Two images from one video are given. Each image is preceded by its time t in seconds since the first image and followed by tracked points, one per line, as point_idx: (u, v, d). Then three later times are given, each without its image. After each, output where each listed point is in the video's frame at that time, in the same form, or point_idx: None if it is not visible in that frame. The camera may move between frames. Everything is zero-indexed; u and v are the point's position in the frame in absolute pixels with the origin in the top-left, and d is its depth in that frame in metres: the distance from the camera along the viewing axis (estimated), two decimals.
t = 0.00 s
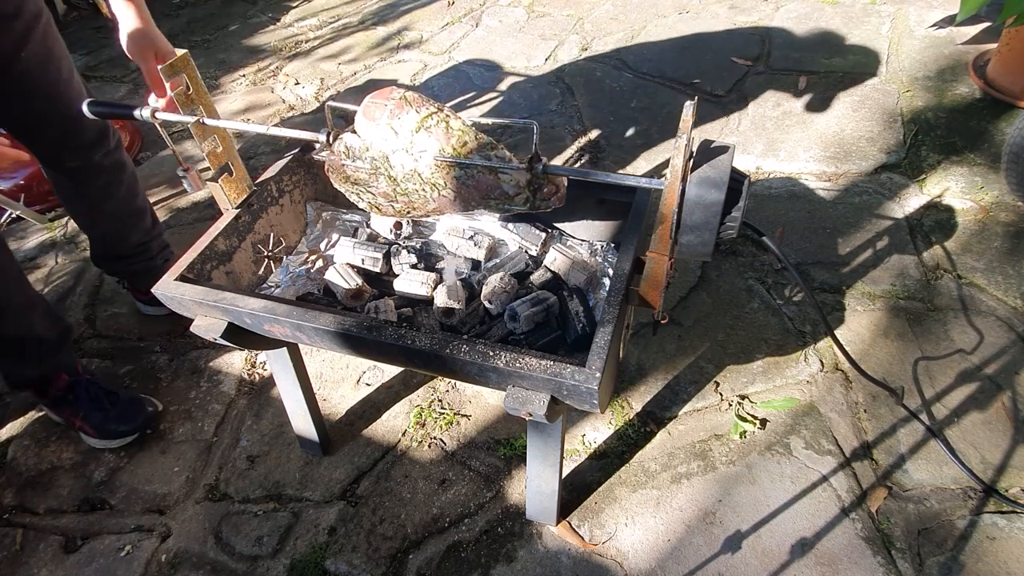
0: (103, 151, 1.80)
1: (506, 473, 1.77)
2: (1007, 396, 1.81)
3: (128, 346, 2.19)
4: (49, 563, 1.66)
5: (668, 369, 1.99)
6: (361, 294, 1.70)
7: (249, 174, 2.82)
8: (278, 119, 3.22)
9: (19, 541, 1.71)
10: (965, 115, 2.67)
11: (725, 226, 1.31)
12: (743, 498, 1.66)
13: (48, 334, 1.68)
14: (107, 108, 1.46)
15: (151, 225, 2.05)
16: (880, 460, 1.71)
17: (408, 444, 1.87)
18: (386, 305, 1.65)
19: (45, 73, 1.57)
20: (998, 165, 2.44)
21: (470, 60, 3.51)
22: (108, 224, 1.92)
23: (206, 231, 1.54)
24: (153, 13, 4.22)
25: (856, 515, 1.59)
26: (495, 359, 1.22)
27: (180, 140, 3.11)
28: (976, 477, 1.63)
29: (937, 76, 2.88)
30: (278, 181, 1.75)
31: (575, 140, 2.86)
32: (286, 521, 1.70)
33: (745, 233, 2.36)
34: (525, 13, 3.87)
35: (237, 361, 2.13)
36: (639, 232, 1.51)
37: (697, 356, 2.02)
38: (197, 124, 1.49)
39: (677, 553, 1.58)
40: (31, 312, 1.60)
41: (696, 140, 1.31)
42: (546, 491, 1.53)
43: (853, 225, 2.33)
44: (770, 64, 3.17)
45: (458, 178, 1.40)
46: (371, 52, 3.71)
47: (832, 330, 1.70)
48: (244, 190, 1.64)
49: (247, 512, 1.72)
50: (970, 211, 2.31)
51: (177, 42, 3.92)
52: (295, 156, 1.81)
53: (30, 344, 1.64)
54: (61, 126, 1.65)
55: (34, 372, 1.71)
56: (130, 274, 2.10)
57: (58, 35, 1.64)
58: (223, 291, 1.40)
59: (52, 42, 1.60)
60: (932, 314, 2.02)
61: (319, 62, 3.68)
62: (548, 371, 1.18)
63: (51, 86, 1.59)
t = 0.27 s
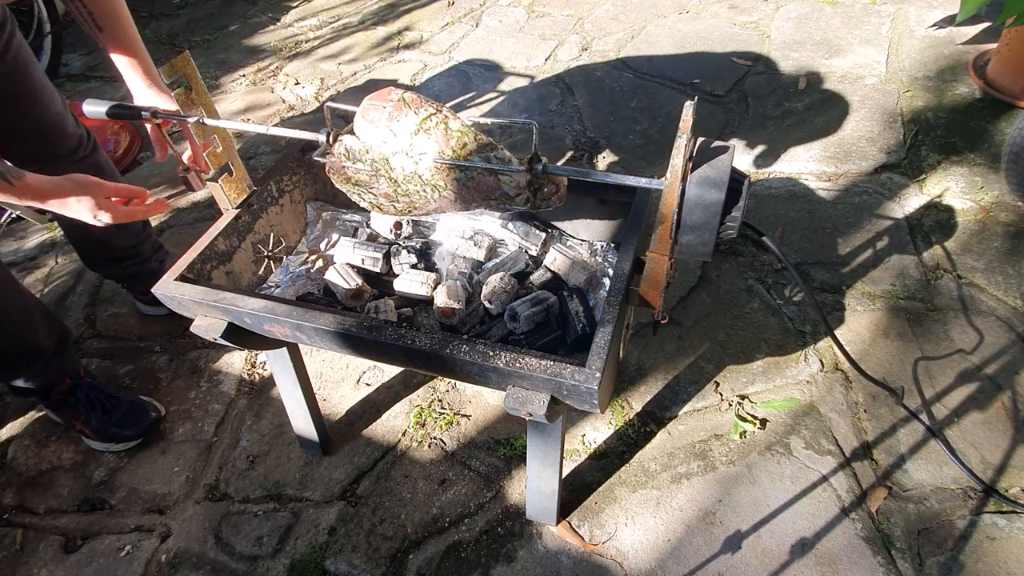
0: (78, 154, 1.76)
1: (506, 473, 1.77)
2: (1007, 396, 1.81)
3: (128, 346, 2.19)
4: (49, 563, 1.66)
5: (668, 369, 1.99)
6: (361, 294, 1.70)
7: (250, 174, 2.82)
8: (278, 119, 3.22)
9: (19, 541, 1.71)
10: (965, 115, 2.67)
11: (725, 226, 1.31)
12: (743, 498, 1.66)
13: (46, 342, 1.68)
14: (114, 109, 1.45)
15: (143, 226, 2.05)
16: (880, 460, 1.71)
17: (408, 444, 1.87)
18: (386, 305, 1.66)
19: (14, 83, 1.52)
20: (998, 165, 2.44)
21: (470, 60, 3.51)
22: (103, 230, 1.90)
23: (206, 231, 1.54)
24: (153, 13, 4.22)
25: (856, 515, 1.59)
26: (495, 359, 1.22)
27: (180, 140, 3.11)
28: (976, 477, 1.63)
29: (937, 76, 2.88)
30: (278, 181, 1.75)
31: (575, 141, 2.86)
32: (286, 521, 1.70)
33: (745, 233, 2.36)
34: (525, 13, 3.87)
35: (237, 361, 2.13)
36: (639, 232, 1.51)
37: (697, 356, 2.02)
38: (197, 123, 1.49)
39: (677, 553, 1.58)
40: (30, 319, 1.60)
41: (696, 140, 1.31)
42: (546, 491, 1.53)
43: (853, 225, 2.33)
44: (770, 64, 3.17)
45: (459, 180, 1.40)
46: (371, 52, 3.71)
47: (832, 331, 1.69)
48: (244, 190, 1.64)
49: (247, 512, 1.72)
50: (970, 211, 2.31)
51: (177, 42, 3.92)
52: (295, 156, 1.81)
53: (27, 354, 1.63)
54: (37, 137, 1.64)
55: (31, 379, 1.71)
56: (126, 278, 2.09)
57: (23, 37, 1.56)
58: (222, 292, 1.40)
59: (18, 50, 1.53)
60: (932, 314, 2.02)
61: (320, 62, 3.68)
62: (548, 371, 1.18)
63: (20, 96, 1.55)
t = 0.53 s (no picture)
0: (65, 151, 1.76)
1: (506, 473, 1.77)
2: (1008, 396, 1.81)
3: (128, 346, 2.19)
4: (49, 563, 1.66)
5: (668, 369, 1.99)
6: (361, 294, 1.70)
7: (250, 175, 2.82)
8: (278, 119, 3.22)
9: (19, 541, 1.71)
10: (965, 115, 2.67)
11: (725, 227, 1.31)
12: (743, 498, 1.66)
13: (44, 341, 1.68)
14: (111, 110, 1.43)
15: (137, 223, 2.04)
16: (880, 460, 1.71)
17: (408, 444, 1.87)
18: (386, 305, 1.66)
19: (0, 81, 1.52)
20: (998, 165, 2.44)
21: (470, 60, 3.51)
22: (98, 228, 1.89)
23: (206, 231, 1.54)
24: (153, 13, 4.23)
25: (856, 515, 1.59)
26: (495, 359, 1.22)
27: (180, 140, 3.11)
28: (976, 477, 1.63)
29: (937, 76, 2.88)
30: (278, 181, 1.75)
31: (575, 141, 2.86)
32: (286, 521, 1.70)
33: (745, 233, 2.36)
34: (525, 13, 3.87)
35: (237, 361, 2.13)
36: (639, 232, 1.51)
37: (697, 356, 2.02)
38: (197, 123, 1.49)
39: (677, 553, 1.58)
40: (28, 318, 1.60)
41: (696, 140, 1.30)
42: (546, 491, 1.53)
43: (853, 225, 2.33)
44: (770, 64, 3.17)
45: (458, 181, 1.41)
46: (371, 52, 3.71)
47: (832, 331, 1.69)
48: (243, 190, 1.64)
49: (247, 513, 1.72)
50: (970, 211, 2.31)
51: (177, 42, 3.92)
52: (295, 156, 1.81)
53: (27, 354, 1.63)
54: (21, 135, 1.63)
55: (31, 379, 1.71)
56: (123, 277, 2.09)
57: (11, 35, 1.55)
58: (223, 292, 1.40)
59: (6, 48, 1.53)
60: (932, 314, 2.02)
61: (320, 62, 3.68)
62: (548, 371, 1.18)
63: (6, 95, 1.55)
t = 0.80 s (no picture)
0: (63, 148, 1.75)
1: (506, 473, 1.77)
2: (1008, 396, 1.81)
3: (127, 346, 2.19)
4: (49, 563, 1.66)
5: (668, 369, 1.99)
6: (361, 294, 1.70)
7: (250, 175, 2.82)
8: (278, 119, 3.22)
9: (19, 541, 1.71)
10: (965, 115, 2.67)
11: (725, 226, 1.31)
12: (743, 498, 1.66)
13: (41, 340, 1.67)
14: (109, 108, 1.42)
15: (137, 221, 2.04)
16: (880, 460, 1.71)
17: (408, 444, 1.87)
18: (386, 305, 1.66)
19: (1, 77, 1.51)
20: (998, 165, 2.44)
21: (470, 60, 3.51)
22: (96, 225, 1.89)
23: (206, 231, 1.54)
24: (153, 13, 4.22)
25: (856, 515, 1.59)
26: (495, 359, 1.22)
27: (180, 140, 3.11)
28: (976, 477, 1.63)
29: (937, 76, 2.88)
30: (278, 181, 1.75)
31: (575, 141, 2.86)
32: (286, 521, 1.70)
33: (745, 233, 2.36)
34: (525, 13, 3.87)
35: (237, 361, 2.13)
36: (639, 232, 1.51)
37: (697, 356, 2.02)
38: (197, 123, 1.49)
39: (677, 553, 1.58)
40: (27, 317, 1.60)
41: (696, 140, 1.30)
42: (546, 491, 1.53)
43: (853, 225, 2.33)
44: (770, 64, 3.17)
45: (459, 182, 1.41)
46: (371, 52, 3.71)
47: (832, 331, 1.69)
48: (244, 190, 1.64)
49: (247, 513, 1.72)
50: (970, 211, 2.31)
51: (177, 42, 3.92)
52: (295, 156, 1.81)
53: (23, 352, 1.62)
54: (20, 131, 1.63)
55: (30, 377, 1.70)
56: (123, 275, 2.09)
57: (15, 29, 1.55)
58: (223, 292, 1.40)
59: (10, 44, 1.53)
60: (932, 314, 2.02)
61: (320, 62, 3.68)
62: (548, 371, 1.18)
63: (7, 91, 1.54)
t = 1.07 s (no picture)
0: (66, 145, 1.75)
1: (506, 473, 1.77)
2: (1007, 396, 1.81)
3: (127, 346, 2.19)
4: (49, 563, 1.66)
5: (668, 369, 1.99)
6: (361, 294, 1.70)
7: (250, 175, 2.82)
8: (278, 119, 3.22)
9: (19, 541, 1.71)
10: (965, 115, 2.67)
11: (725, 226, 1.31)
12: (743, 498, 1.66)
13: (41, 337, 1.67)
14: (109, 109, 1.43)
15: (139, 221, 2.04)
16: (880, 460, 1.71)
17: (408, 444, 1.87)
18: (386, 305, 1.66)
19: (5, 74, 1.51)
20: (998, 165, 2.44)
21: (469, 60, 3.51)
22: (97, 223, 1.89)
23: (206, 231, 1.54)
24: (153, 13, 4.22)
25: (856, 515, 1.59)
26: (495, 359, 1.22)
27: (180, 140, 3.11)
28: (976, 477, 1.63)
29: (937, 76, 2.88)
30: (278, 181, 1.75)
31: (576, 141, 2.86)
32: (286, 521, 1.70)
33: (745, 233, 2.36)
34: (525, 13, 3.87)
35: (237, 361, 2.13)
36: (639, 232, 1.51)
37: (696, 356, 2.02)
38: (197, 124, 1.49)
39: (677, 553, 1.58)
40: (27, 314, 1.60)
41: (695, 140, 1.30)
42: (546, 491, 1.53)
43: (853, 225, 2.33)
44: (770, 64, 3.17)
45: (459, 184, 1.41)
46: (371, 52, 3.71)
47: (832, 331, 1.69)
48: (244, 190, 1.64)
49: (247, 513, 1.72)
50: (970, 211, 2.31)
51: (177, 42, 3.92)
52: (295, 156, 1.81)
53: (22, 350, 1.63)
54: (23, 128, 1.63)
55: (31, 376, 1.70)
56: (123, 274, 2.09)
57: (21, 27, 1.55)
58: (222, 292, 1.40)
59: (16, 41, 1.53)
60: (932, 314, 2.02)
61: (320, 62, 3.68)
62: (548, 371, 1.18)
63: (11, 89, 1.55)
